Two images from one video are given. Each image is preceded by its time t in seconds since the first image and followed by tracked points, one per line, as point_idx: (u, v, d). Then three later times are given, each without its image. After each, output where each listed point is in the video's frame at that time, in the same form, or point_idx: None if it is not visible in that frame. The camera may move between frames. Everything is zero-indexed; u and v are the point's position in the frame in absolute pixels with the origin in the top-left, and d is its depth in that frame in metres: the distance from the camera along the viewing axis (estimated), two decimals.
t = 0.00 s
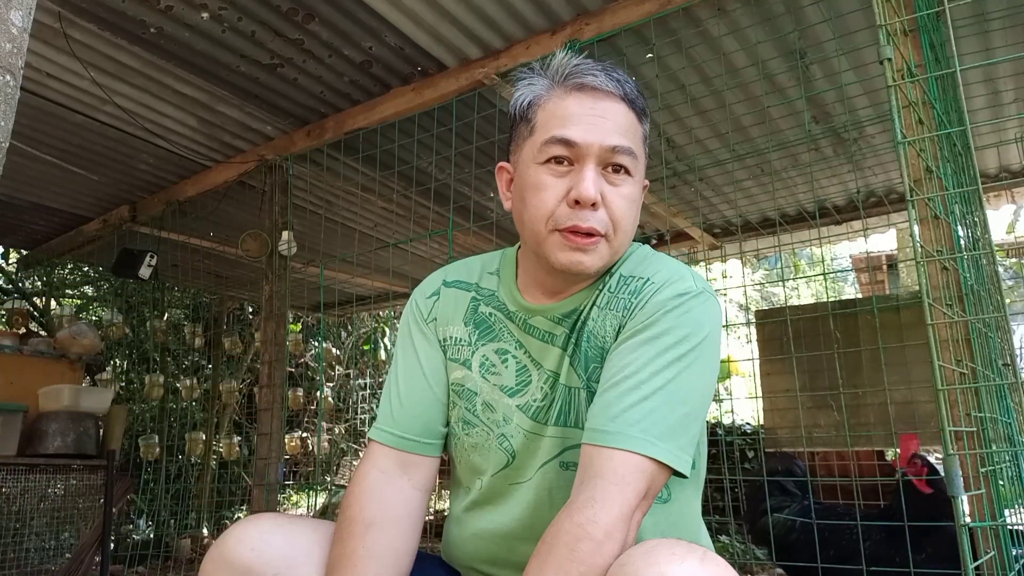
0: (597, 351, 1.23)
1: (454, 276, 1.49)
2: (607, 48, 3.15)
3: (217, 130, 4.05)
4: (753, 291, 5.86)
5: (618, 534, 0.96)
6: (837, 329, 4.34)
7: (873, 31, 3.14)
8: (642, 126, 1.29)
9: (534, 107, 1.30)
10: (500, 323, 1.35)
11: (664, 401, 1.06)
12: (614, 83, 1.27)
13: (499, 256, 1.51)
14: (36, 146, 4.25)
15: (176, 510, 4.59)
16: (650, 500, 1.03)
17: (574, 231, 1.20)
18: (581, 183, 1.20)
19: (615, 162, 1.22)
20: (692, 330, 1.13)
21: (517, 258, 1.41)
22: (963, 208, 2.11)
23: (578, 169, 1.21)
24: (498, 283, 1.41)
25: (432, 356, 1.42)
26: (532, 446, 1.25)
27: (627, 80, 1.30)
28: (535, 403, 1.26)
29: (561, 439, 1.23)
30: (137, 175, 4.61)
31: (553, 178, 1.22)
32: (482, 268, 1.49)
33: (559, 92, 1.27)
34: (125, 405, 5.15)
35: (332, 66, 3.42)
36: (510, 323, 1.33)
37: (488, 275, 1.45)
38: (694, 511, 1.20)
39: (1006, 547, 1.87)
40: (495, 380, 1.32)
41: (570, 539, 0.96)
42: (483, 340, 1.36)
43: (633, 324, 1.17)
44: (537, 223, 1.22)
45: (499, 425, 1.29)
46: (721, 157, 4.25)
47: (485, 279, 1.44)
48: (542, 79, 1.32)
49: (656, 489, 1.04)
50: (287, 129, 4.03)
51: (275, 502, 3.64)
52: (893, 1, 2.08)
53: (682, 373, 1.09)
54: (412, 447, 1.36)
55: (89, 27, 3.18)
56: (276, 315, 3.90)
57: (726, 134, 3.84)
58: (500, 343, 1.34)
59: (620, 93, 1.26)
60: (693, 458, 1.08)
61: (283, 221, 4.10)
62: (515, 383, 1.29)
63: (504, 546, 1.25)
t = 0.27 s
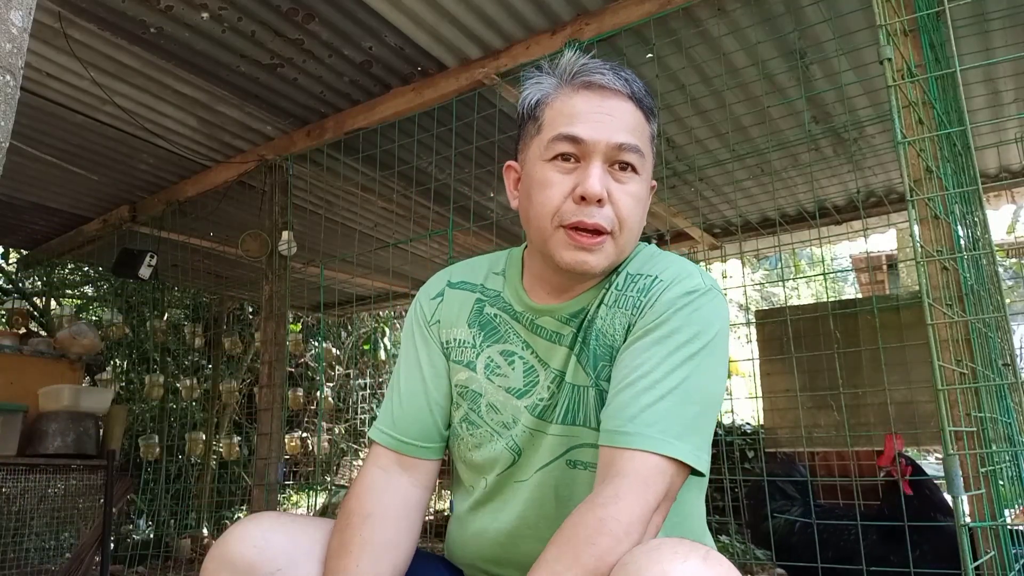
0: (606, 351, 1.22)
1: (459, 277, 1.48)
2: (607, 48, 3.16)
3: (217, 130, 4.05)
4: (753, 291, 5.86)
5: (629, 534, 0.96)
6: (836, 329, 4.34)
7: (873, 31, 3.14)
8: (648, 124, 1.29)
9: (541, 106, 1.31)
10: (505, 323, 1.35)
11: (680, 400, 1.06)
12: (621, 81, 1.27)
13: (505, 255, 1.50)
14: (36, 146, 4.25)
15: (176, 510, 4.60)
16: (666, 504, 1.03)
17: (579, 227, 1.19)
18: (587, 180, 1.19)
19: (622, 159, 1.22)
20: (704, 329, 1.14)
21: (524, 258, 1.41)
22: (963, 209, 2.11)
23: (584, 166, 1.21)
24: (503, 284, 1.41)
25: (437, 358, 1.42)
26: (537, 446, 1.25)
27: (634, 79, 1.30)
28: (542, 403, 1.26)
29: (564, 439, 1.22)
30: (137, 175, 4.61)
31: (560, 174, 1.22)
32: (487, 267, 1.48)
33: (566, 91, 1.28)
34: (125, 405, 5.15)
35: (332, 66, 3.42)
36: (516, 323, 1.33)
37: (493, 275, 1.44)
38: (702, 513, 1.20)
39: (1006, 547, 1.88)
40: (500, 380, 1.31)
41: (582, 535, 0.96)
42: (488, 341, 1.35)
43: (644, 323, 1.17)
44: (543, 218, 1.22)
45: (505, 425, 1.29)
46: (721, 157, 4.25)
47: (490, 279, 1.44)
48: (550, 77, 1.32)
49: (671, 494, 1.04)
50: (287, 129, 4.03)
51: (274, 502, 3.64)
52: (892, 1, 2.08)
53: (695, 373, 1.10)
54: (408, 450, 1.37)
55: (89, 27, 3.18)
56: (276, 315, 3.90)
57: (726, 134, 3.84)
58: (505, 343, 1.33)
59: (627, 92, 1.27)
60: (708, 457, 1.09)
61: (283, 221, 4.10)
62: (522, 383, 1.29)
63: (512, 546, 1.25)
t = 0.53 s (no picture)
0: (607, 357, 1.23)
1: (459, 279, 1.48)
2: (607, 48, 3.16)
3: (217, 130, 4.05)
4: (753, 291, 5.86)
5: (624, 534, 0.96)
6: (837, 329, 4.34)
7: (873, 32, 3.14)
8: (642, 122, 1.30)
9: (536, 106, 1.32)
10: (506, 325, 1.35)
11: (680, 407, 1.06)
12: (613, 79, 1.29)
13: (505, 257, 1.50)
14: (36, 146, 4.24)
15: (176, 510, 4.60)
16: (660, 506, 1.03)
17: (574, 220, 1.19)
18: (581, 173, 1.19)
19: (616, 154, 1.22)
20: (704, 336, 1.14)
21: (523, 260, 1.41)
22: (963, 209, 2.11)
23: (578, 161, 1.22)
24: (503, 285, 1.41)
25: (437, 358, 1.41)
26: (540, 449, 1.26)
27: (627, 78, 1.32)
28: (543, 406, 1.27)
29: (566, 443, 1.23)
30: (137, 175, 4.61)
31: (554, 169, 1.22)
32: (487, 270, 1.49)
33: (560, 89, 1.29)
34: (125, 405, 5.15)
35: (332, 66, 3.42)
36: (516, 325, 1.33)
37: (493, 277, 1.45)
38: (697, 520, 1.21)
39: (1006, 547, 1.88)
40: (501, 382, 1.32)
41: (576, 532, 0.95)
42: (489, 343, 1.35)
43: (645, 329, 1.17)
44: (538, 214, 1.22)
45: (507, 427, 1.30)
46: (721, 157, 4.25)
47: (490, 281, 1.44)
48: (543, 78, 1.34)
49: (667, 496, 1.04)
50: (287, 129, 4.03)
51: (274, 502, 3.64)
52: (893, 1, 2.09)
53: (695, 379, 1.10)
54: (405, 449, 1.37)
55: (89, 27, 3.18)
56: (276, 315, 3.90)
57: (725, 134, 3.83)
58: (506, 345, 1.33)
59: (619, 90, 1.28)
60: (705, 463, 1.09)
61: (283, 221, 4.10)
62: (523, 385, 1.30)
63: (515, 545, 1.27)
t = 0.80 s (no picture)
0: (596, 360, 1.22)
1: (451, 287, 1.50)
2: (607, 48, 3.16)
3: (217, 130, 4.05)
4: (753, 291, 5.86)
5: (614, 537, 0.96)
6: (837, 329, 4.34)
7: (873, 31, 3.14)
8: (624, 119, 1.31)
9: (517, 107, 1.32)
10: (497, 330, 1.36)
11: (666, 411, 1.06)
12: (593, 78, 1.29)
13: (495, 263, 1.51)
14: (36, 146, 4.24)
15: (176, 510, 4.59)
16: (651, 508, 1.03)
17: (558, 219, 1.19)
18: (563, 171, 1.20)
19: (598, 151, 1.22)
20: (690, 338, 1.14)
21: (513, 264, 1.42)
22: (963, 209, 2.11)
23: (560, 159, 1.22)
24: (493, 291, 1.42)
25: (429, 365, 1.42)
26: (532, 454, 1.26)
27: (607, 76, 1.32)
28: (534, 410, 1.27)
29: (561, 447, 1.23)
30: (137, 175, 4.61)
31: (537, 169, 1.22)
32: (479, 276, 1.49)
33: (540, 89, 1.30)
34: (125, 405, 5.15)
35: (332, 66, 3.42)
36: (507, 330, 1.34)
37: (483, 283, 1.46)
38: (693, 520, 1.20)
39: (1006, 547, 1.88)
40: (493, 387, 1.32)
41: (566, 538, 0.94)
42: (481, 348, 1.36)
43: (631, 333, 1.16)
44: (522, 214, 1.22)
45: (499, 432, 1.30)
46: (721, 157, 4.24)
47: (480, 288, 1.45)
48: (524, 79, 1.35)
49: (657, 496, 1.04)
50: (287, 130, 4.03)
51: (274, 502, 3.64)
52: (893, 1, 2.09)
53: (680, 381, 1.10)
54: (397, 450, 1.37)
55: (89, 27, 3.18)
56: (276, 315, 3.90)
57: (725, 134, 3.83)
58: (497, 350, 1.34)
59: (600, 87, 1.29)
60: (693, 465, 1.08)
61: (283, 221, 4.10)
62: (513, 390, 1.30)
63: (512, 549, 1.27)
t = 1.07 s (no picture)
0: (586, 361, 1.22)
1: (440, 291, 1.49)
2: (607, 48, 3.15)
3: (217, 130, 4.05)
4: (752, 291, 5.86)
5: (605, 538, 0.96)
6: (837, 329, 4.34)
7: (874, 31, 3.14)
8: (606, 116, 1.30)
9: (499, 109, 1.32)
10: (486, 333, 1.35)
11: (658, 411, 1.06)
12: (574, 76, 1.29)
13: (484, 264, 1.50)
14: (36, 146, 4.24)
15: (176, 510, 4.60)
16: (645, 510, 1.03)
17: (546, 223, 1.19)
18: (549, 174, 1.19)
19: (582, 151, 1.22)
20: (680, 336, 1.13)
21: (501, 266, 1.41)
22: (962, 209, 2.11)
23: (545, 161, 1.21)
24: (482, 293, 1.41)
25: (420, 370, 1.42)
26: (525, 457, 1.26)
27: (587, 74, 1.31)
28: (525, 413, 1.27)
29: (553, 449, 1.23)
30: (137, 175, 4.61)
31: (522, 172, 1.22)
32: (469, 278, 1.49)
33: (521, 90, 1.29)
34: (125, 405, 5.15)
35: (332, 66, 3.42)
36: (496, 334, 1.33)
37: (472, 285, 1.45)
38: (689, 520, 1.20)
39: (1006, 548, 1.88)
40: (484, 391, 1.32)
41: (559, 536, 0.95)
42: (471, 352, 1.36)
43: (620, 333, 1.16)
44: (510, 219, 1.22)
45: (491, 436, 1.30)
46: (721, 157, 4.24)
47: (469, 290, 1.44)
48: (504, 81, 1.34)
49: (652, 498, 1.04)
50: (287, 129, 4.03)
51: (274, 502, 3.65)
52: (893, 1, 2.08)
53: (671, 380, 1.09)
54: (396, 457, 1.38)
55: (89, 27, 3.18)
56: (276, 315, 3.90)
57: (726, 134, 3.83)
58: (486, 353, 1.34)
59: (580, 86, 1.28)
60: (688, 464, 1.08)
61: (283, 221, 4.10)
62: (504, 393, 1.30)
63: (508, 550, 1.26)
